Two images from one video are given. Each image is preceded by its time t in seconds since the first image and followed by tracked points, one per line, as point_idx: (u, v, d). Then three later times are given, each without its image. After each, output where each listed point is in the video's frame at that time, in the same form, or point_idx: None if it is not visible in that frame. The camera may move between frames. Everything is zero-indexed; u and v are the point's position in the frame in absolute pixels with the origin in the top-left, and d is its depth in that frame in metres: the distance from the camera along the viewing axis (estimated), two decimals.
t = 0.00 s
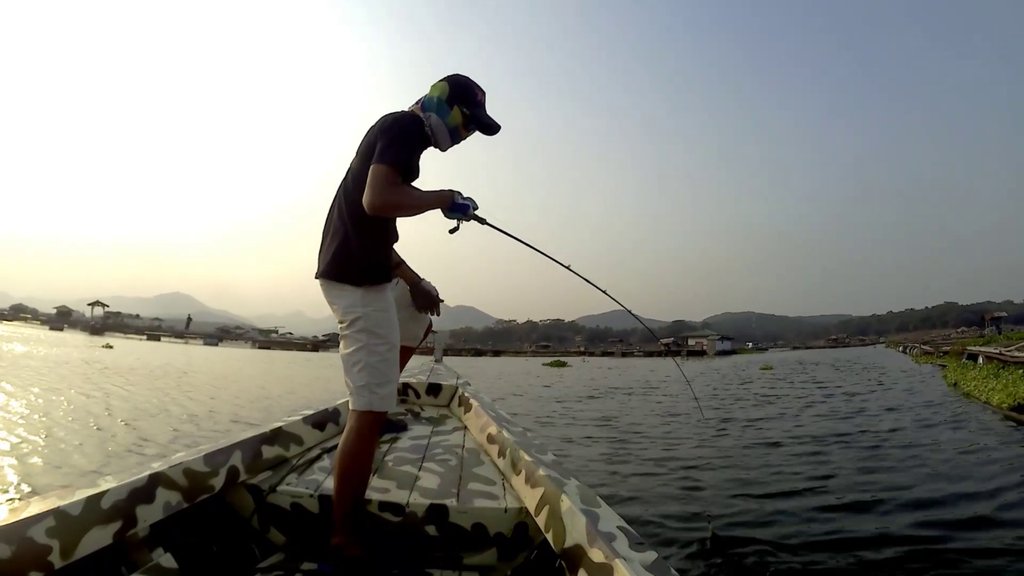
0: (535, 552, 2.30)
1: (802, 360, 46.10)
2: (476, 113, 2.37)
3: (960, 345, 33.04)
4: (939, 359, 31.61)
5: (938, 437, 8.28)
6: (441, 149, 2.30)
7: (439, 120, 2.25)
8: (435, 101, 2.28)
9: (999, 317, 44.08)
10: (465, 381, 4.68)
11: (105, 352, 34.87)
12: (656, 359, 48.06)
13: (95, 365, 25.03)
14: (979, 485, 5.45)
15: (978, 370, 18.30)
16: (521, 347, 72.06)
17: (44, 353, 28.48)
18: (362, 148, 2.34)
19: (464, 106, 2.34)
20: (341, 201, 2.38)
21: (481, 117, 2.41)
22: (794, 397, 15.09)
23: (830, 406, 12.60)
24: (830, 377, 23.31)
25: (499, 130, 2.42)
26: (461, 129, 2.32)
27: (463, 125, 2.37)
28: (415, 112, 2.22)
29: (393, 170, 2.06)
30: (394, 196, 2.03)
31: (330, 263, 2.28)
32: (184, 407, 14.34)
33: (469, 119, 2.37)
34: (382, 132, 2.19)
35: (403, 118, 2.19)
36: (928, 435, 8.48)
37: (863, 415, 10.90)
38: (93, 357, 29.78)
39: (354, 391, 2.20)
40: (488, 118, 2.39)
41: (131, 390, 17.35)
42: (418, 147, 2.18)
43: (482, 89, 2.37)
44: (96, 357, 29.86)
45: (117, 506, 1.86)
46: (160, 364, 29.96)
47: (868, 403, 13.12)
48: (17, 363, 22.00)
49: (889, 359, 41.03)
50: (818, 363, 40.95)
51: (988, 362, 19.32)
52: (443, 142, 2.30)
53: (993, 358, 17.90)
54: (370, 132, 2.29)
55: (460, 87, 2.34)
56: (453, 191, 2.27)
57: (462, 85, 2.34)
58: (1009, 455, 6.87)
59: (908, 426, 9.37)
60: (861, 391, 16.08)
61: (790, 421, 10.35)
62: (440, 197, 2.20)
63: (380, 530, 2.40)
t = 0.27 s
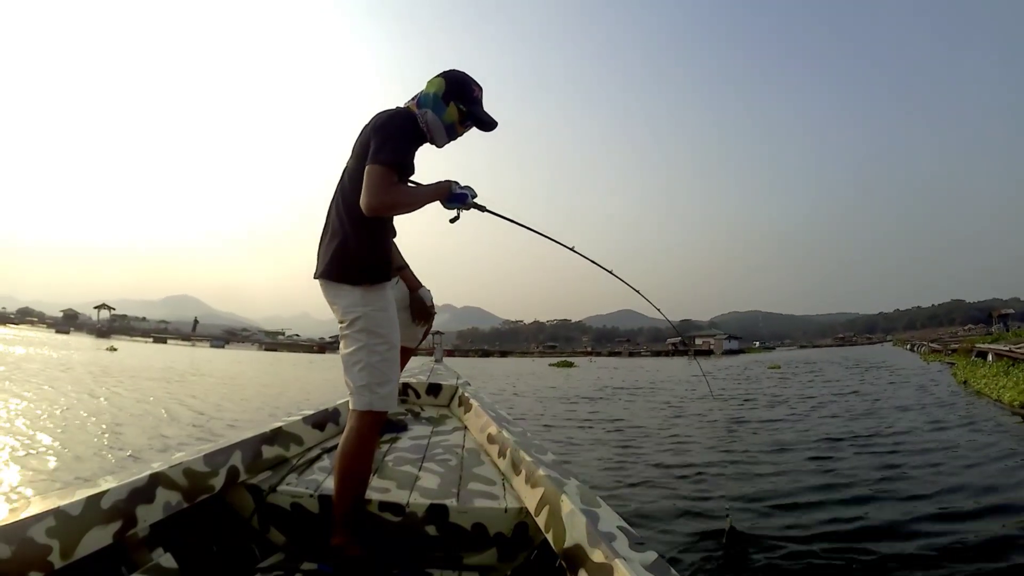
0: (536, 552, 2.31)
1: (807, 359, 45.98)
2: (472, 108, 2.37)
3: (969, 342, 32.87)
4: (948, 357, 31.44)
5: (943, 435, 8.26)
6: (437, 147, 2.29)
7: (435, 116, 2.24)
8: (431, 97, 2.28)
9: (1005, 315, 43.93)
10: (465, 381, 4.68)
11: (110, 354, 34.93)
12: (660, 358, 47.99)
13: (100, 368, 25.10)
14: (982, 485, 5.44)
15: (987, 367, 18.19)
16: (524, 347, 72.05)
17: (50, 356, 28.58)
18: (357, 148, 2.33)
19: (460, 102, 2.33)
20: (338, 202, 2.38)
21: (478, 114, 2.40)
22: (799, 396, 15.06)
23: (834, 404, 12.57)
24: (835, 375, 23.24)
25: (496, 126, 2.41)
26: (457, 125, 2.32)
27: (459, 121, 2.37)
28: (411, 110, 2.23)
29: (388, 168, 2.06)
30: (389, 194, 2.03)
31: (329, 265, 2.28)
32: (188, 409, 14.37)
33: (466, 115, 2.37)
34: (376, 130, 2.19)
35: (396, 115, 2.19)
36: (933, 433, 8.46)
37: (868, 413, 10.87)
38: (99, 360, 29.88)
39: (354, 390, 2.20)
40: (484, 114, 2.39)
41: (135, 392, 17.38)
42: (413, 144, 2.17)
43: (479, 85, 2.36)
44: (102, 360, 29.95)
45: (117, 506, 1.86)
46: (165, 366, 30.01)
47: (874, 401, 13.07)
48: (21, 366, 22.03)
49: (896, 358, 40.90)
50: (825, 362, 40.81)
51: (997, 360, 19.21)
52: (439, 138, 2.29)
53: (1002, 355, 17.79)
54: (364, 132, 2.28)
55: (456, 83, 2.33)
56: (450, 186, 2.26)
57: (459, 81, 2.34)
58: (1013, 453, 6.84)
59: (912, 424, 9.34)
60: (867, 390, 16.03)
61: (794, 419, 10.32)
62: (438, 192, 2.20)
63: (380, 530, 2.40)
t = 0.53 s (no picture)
0: (536, 552, 2.31)
1: (813, 357, 45.88)
2: (462, 100, 2.35)
3: (977, 338, 32.71)
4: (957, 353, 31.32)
5: (947, 432, 8.23)
6: (429, 141, 2.31)
7: (424, 111, 2.25)
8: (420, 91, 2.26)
9: (1011, 311, 43.86)
10: (465, 381, 4.68)
11: (115, 356, 35.00)
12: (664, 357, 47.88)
13: (103, 370, 25.12)
14: (984, 484, 5.42)
15: (996, 363, 18.09)
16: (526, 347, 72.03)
17: (53, 359, 28.61)
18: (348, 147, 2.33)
19: (449, 95, 2.32)
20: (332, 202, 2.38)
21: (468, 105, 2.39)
22: (802, 394, 15.03)
23: (838, 403, 12.53)
24: (840, 373, 23.17)
25: (487, 117, 2.40)
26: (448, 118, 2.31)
27: (450, 114, 2.35)
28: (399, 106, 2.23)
29: (378, 165, 2.06)
30: (380, 192, 2.03)
31: (324, 265, 2.28)
32: (191, 410, 14.38)
33: (456, 108, 2.35)
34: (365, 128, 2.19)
35: (384, 112, 2.18)
36: (936, 431, 8.42)
37: (872, 411, 10.83)
38: (102, 363, 29.88)
39: (352, 391, 2.21)
40: (475, 105, 2.37)
41: (138, 395, 17.41)
42: (403, 141, 2.17)
43: (467, 76, 2.34)
44: (105, 363, 29.94)
45: (117, 506, 1.86)
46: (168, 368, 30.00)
47: (878, 399, 13.02)
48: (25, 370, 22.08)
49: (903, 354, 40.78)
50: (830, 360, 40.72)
51: (1004, 356, 19.10)
52: (430, 133, 2.30)
53: (1010, 351, 17.68)
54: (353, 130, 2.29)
55: (444, 75, 2.31)
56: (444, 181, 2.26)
57: (447, 73, 2.32)
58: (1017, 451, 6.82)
59: (917, 422, 9.32)
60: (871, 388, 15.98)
61: (797, 418, 10.30)
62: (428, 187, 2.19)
63: (380, 530, 2.40)
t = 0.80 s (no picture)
0: (535, 552, 2.31)
1: (815, 358, 45.89)
2: (456, 92, 2.35)
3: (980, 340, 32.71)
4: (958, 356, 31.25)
5: (947, 435, 8.22)
6: (426, 135, 2.30)
7: (420, 105, 2.24)
8: (414, 86, 2.26)
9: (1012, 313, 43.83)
10: (465, 381, 4.68)
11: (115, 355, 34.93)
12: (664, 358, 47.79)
13: (103, 369, 25.04)
14: (983, 487, 5.42)
15: (999, 365, 18.03)
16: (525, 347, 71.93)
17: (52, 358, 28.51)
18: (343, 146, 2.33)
19: (443, 87, 2.31)
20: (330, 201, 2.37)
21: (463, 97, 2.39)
22: (802, 396, 15.01)
23: (839, 405, 12.52)
24: (842, 374, 23.15)
25: (482, 108, 2.40)
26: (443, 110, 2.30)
27: (445, 107, 2.34)
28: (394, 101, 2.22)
29: (371, 161, 2.06)
30: (375, 188, 2.02)
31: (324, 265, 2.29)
32: (192, 410, 14.35)
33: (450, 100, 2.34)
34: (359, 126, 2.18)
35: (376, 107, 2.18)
36: (937, 434, 8.42)
37: (873, 413, 10.81)
38: (102, 361, 29.79)
39: (351, 390, 2.20)
40: (469, 96, 2.37)
41: (138, 394, 17.37)
42: (397, 137, 2.16)
43: (460, 68, 2.34)
44: (105, 362, 29.85)
45: (117, 506, 1.86)
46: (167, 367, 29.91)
47: (880, 401, 13.00)
48: (26, 369, 22.06)
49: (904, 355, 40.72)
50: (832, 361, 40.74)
51: (1006, 359, 19.04)
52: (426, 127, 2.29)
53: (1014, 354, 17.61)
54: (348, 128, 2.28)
55: (437, 68, 2.30)
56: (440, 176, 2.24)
57: (439, 66, 2.31)
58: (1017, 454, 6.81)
59: (918, 424, 9.31)
60: (872, 390, 15.95)
61: (798, 420, 10.30)
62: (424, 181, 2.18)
63: (380, 530, 2.40)
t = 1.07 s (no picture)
0: (536, 552, 2.31)
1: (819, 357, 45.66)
2: (454, 88, 2.34)
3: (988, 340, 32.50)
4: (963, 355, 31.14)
5: (950, 436, 8.19)
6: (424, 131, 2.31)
7: (418, 102, 2.25)
8: (412, 82, 2.26)
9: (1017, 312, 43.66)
10: (465, 381, 4.68)
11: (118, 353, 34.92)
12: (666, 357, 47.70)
13: (106, 367, 25.06)
14: (986, 488, 5.40)
15: (1004, 365, 17.95)
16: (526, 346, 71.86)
17: (56, 355, 28.56)
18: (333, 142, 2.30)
19: (441, 83, 2.31)
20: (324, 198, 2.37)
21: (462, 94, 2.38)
22: (805, 395, 14.98)
23: (841, 405, 12.50)
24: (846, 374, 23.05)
25: (480, 104, 2.39)
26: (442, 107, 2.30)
27: (443, 103, 2.35)
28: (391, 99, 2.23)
29: (354, 158, 2.03)
30: (359, 186, 2.00)
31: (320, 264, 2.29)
32: (194, 408, 14.36)
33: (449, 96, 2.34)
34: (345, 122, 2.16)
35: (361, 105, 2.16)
36: (940, 434, 8.39)
37: (877, 413, 10.78)
38: (105, 358, 29.82)
39: (349, 390, 2.20)
40: (468, 93, 2.36)
41: (141, 392, 17.38)
42: (385, 132, 2.13)
43: (458, 64, 2.33)
44: (108, 359, 29.89)
45: (117, 506, 1.86)
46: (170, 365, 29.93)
47: (883, 401, 12.95)
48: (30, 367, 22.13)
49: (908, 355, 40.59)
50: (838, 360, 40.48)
51: (1012, 360, 18.96)
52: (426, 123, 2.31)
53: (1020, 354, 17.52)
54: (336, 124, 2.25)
55: (435, 64, 2.30)
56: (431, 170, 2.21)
57: (437, 62, 2.31)
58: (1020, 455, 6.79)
59: (923, 424, 9.27)
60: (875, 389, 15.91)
61: (802, 420, 10.26)
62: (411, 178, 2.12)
63: (380, 530, 2.40)
